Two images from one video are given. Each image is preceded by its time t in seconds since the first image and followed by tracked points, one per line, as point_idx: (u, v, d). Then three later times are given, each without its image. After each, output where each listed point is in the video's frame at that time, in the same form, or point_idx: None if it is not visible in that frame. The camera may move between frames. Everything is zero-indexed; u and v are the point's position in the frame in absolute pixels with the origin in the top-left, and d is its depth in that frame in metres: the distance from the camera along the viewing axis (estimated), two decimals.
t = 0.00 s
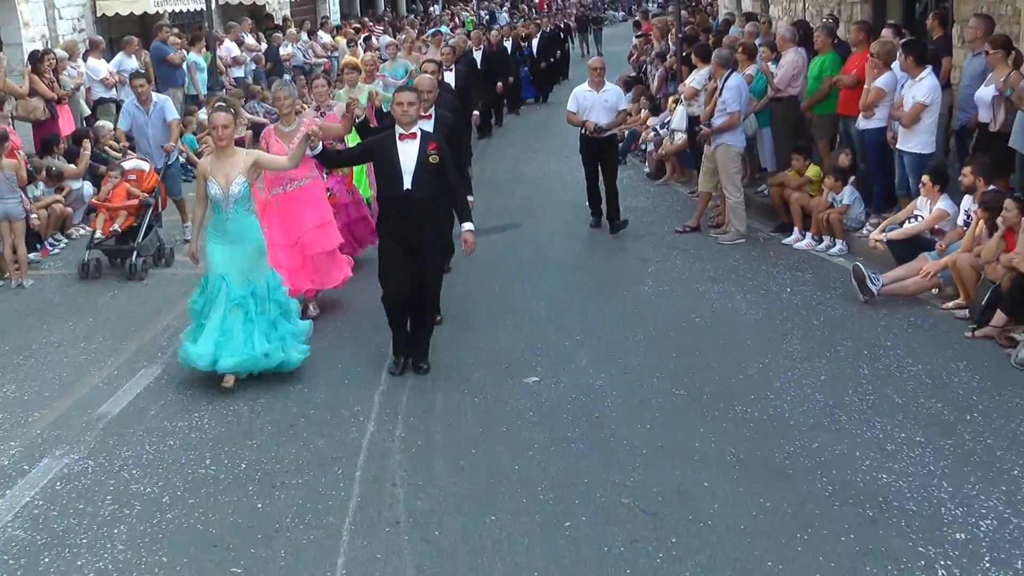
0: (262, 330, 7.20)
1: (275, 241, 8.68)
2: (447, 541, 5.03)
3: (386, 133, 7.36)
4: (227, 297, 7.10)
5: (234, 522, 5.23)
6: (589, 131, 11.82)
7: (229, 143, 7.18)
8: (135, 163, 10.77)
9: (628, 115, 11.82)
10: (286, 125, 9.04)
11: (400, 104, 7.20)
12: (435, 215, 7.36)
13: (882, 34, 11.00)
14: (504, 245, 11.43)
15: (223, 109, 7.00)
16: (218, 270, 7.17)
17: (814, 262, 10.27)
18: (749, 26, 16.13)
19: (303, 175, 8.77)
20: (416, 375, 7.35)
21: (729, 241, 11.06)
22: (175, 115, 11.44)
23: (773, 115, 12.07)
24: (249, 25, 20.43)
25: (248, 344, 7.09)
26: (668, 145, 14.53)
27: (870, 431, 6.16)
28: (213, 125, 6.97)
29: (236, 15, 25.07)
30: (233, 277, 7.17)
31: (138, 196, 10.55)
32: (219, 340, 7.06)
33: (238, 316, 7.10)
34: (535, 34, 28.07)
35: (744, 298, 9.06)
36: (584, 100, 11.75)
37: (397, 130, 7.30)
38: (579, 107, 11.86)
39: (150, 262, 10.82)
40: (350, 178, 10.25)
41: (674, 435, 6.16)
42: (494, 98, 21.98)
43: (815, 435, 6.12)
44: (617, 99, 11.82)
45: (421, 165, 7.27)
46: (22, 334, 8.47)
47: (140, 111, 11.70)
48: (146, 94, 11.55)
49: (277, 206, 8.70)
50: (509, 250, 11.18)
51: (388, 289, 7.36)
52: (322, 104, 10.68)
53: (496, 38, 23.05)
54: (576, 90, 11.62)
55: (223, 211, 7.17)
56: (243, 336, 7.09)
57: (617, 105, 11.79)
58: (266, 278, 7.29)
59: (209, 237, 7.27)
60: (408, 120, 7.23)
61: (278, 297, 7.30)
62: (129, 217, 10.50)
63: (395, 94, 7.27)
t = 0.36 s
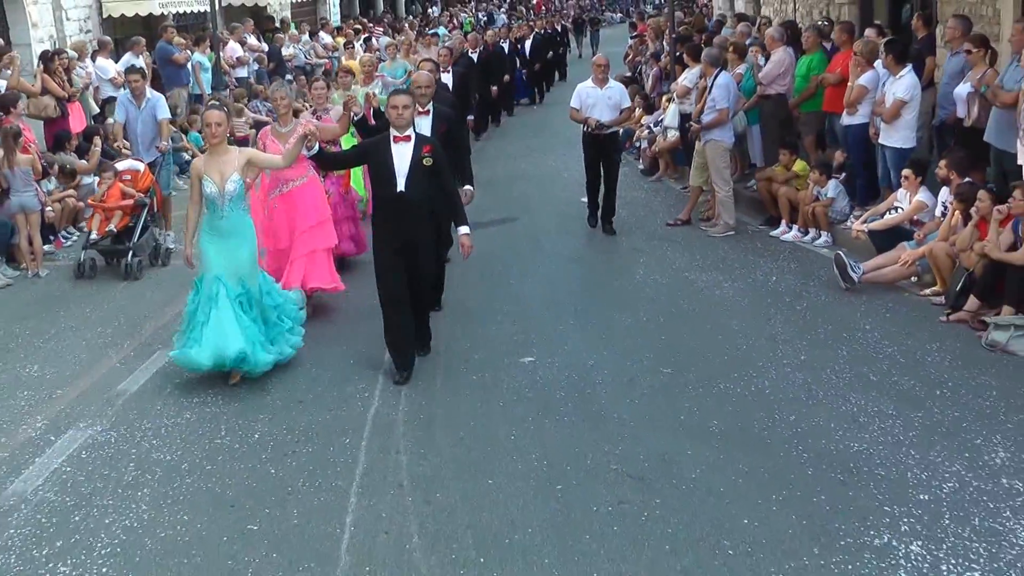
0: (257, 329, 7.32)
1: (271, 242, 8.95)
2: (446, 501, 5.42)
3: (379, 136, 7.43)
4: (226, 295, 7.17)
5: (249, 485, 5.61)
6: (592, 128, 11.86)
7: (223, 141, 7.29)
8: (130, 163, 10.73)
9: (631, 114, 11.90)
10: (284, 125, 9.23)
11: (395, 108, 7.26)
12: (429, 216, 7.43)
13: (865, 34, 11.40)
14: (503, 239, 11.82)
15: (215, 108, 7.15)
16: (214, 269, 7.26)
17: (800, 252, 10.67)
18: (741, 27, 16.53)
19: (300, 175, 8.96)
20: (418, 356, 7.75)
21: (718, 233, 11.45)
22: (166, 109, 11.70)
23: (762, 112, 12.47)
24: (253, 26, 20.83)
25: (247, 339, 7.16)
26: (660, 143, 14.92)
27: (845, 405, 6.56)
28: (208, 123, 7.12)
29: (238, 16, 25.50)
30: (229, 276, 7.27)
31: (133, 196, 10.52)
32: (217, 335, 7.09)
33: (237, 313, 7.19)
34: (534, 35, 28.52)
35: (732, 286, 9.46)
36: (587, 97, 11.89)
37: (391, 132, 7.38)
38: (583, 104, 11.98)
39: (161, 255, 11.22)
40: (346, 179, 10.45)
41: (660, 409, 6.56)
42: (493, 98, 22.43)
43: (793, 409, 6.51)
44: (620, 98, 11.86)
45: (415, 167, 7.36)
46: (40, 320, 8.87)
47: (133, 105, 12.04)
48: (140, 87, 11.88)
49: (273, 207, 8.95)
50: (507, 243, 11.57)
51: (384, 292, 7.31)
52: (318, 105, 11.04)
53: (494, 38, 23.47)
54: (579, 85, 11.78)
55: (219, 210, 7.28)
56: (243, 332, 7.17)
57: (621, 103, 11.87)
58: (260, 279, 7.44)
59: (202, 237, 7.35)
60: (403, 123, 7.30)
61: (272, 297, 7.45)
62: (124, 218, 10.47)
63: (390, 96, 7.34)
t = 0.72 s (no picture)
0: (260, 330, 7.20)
1: (266, 242, 8.79)
2: (447, 467, 5.82)
3: (376, 134, 7.39)
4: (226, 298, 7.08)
5: (261, 453, 6.01)
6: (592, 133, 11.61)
7: (221, 145, 7.22)
8: (125, 163, 10.80)
9: (630, 117, 11.65)
10: (279, 129, 9.13)
11: (392, 106, 7.22)
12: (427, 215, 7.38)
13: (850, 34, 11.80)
14: (501, 231, 12.22)
15: (214, 112, 7.10)
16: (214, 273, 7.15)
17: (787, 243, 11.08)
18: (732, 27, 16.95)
19: (297, 178, 8.95)
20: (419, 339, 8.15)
21: (708, 226, 11.84)
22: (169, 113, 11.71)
23: (751, 110, 12.87)
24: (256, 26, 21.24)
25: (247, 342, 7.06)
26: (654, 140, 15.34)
27: (822, 382, 6.97)
28: (207, 128, 7.06)
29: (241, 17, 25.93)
30: (230, 279, 7.14)
31: (128, 195, 10.56)
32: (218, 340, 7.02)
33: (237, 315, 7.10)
34: (531, 35, 29.00)
35: (720, 275, 9.87)
36: (586, 101, 11.65)
37: (387, 130, 7.34)
38: (581, 109, 11.74)
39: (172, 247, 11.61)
40: (342, 178, 10.61)
41: (648, 386, 6.96)
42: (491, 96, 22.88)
43: (773, 385, 6.92)
44: (619, 101, 11.67)
45: (412, 166, 7.30)
46: (58, 306, 9.27)
47: (134, 107, 12.00)
48: (143, 90, 11.88)
49: (270, 208, 8.86)
50: (504, 236, 11.97)
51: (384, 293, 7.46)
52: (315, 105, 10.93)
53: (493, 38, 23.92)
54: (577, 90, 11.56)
55: (217, 215, 7.15)
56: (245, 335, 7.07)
57: (620, 106, 11.66)
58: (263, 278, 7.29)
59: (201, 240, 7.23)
60: (399, 121, 7.27)
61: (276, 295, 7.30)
62: (120, 217, 10.50)
63: (386, 94, 7.31)
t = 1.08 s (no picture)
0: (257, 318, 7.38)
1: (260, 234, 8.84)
2: (447, 436, 6.24)
3: (379, 132, 7.66)
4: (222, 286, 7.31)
5: (274, 424, 6.42)
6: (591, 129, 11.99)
7: (222, 136, 7.51)
8: (124, 161, 10.83)
9: (627, 112, 12.07)
10: (274, 125, 9.41)
11: (393, 106, 7.46)
12: (428, 211, 7.65)
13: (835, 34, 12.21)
14: (498, 225, 12.63)
15: (214, 104, 7.35)
16: (213, 263, 7.41)
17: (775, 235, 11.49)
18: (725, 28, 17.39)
19: (291, 173, 9.04)
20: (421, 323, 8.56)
21: (699, 220, 12.25)
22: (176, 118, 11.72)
23: (742, 108, 13.30)
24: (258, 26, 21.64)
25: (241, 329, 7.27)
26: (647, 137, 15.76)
27: (802, 361, 7.40)
28: (206, 118, 7.32)
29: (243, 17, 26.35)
30: (228, 269, 7.39)
31: (128, 194, 10.59)
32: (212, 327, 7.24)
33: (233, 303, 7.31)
34: (529, 36, 29.47)
35: (709, 265, 10.28)
36: (584, 97, 12.01)
37: (390, 129, 7.60)
38: (579, 105, 12.08)
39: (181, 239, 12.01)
40: (338, 178, 10.77)
41: (637, 365, 7.38)
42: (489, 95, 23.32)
43: (755, 364, 7.34)
44: (616, 97, 12.02)
45: (413, 164, 7.56)
46: (75, 294, 9.68)
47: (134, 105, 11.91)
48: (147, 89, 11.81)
49: (264, 201, 8.94)
50: (502, 229, 12.38)
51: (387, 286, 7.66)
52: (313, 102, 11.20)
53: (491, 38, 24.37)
54: (575, 87, 11.91)
55: (218, 203, 7.46)
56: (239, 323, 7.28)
57: (617, 101, 12.01)
58: (261, 269, 7.51)
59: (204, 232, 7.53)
60: (401, 120, 7.51)
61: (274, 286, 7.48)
62: (120, 215, 10.53)
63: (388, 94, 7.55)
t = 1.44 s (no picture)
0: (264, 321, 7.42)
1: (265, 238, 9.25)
2: (447, 412, 6.62)
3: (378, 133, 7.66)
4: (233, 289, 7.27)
5: (284, 400, 6.83)
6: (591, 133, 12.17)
7: (221, 140, 7.46)
8: (124, 161, 11.11)
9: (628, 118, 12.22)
10: (275, 126, 9.72)
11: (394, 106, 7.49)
12: (427, 211, 7.69)
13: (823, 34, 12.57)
14: (497, 219, 13.03)
15: (212, 107, 7.28)
16: (217, 265, 7.34)
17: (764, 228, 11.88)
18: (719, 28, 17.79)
19: (290, 175, 9.31)
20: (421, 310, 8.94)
21: (691, 213, 12.64)
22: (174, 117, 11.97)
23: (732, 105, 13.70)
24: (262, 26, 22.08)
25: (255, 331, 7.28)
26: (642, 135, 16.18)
27: (784, 343, 7.79)
28: (205, 123, 7.23)
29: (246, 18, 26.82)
30: (234, 272, 7.37)
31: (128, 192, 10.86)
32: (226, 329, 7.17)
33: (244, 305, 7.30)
34: (527, 35, 29.93)
35: (699, 256, 10.67)
36: (585, 101, 12.21)
37: (390, 129, 7.61)
38: (580, 109, 12.28)
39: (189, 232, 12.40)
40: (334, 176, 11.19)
41: (628, 347, 7.76)
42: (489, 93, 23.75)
43: (740, 346, 7.73)
44: (618, 103, 12.18)
45: (413, 164, 7.59)
46: (90, 283, 10.08)
47: (130, 104, 12.10)
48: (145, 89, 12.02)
49: (267, 205, 9.30)
50: (500, 223, 12.77)
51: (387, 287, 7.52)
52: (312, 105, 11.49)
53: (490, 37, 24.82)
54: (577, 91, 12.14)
55: (222, 207, 7.42)
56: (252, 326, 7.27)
57: (618, 108, 12.18)
58: (263, 272, 7.54)
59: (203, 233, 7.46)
60: (401, 120, 7.52)
61: (275, 290, 7.54)
62: (120, 213, 10.80)
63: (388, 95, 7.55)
